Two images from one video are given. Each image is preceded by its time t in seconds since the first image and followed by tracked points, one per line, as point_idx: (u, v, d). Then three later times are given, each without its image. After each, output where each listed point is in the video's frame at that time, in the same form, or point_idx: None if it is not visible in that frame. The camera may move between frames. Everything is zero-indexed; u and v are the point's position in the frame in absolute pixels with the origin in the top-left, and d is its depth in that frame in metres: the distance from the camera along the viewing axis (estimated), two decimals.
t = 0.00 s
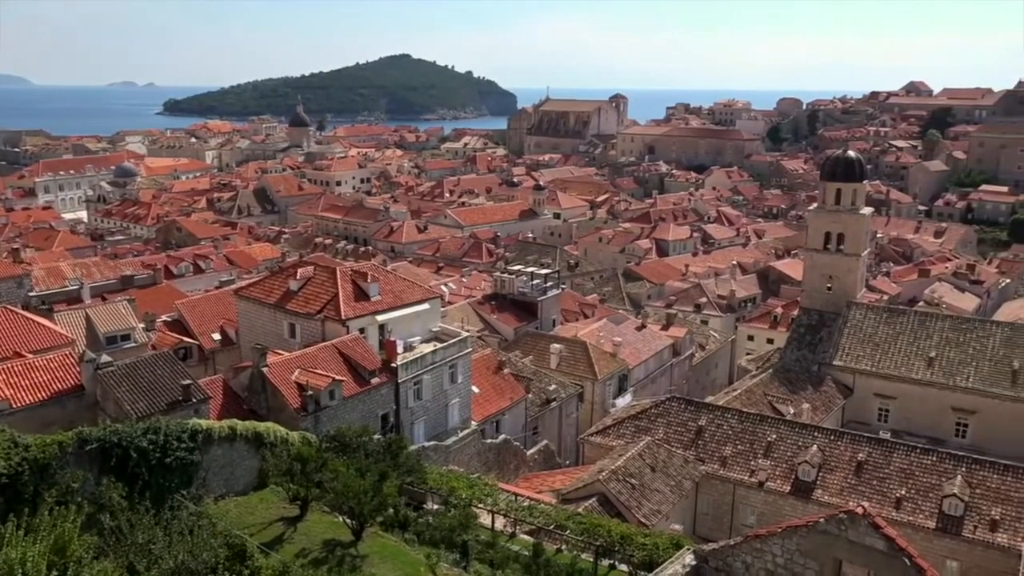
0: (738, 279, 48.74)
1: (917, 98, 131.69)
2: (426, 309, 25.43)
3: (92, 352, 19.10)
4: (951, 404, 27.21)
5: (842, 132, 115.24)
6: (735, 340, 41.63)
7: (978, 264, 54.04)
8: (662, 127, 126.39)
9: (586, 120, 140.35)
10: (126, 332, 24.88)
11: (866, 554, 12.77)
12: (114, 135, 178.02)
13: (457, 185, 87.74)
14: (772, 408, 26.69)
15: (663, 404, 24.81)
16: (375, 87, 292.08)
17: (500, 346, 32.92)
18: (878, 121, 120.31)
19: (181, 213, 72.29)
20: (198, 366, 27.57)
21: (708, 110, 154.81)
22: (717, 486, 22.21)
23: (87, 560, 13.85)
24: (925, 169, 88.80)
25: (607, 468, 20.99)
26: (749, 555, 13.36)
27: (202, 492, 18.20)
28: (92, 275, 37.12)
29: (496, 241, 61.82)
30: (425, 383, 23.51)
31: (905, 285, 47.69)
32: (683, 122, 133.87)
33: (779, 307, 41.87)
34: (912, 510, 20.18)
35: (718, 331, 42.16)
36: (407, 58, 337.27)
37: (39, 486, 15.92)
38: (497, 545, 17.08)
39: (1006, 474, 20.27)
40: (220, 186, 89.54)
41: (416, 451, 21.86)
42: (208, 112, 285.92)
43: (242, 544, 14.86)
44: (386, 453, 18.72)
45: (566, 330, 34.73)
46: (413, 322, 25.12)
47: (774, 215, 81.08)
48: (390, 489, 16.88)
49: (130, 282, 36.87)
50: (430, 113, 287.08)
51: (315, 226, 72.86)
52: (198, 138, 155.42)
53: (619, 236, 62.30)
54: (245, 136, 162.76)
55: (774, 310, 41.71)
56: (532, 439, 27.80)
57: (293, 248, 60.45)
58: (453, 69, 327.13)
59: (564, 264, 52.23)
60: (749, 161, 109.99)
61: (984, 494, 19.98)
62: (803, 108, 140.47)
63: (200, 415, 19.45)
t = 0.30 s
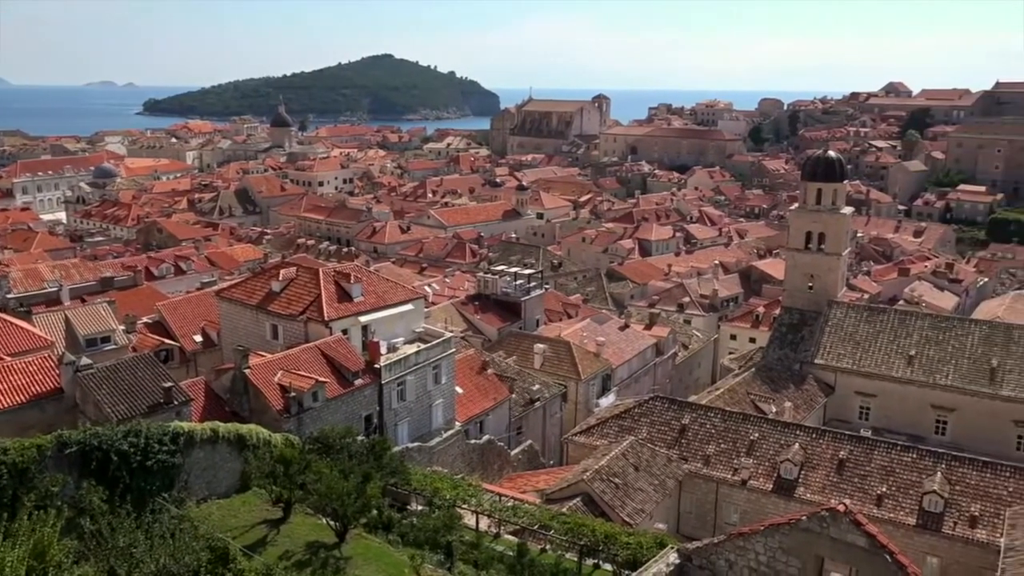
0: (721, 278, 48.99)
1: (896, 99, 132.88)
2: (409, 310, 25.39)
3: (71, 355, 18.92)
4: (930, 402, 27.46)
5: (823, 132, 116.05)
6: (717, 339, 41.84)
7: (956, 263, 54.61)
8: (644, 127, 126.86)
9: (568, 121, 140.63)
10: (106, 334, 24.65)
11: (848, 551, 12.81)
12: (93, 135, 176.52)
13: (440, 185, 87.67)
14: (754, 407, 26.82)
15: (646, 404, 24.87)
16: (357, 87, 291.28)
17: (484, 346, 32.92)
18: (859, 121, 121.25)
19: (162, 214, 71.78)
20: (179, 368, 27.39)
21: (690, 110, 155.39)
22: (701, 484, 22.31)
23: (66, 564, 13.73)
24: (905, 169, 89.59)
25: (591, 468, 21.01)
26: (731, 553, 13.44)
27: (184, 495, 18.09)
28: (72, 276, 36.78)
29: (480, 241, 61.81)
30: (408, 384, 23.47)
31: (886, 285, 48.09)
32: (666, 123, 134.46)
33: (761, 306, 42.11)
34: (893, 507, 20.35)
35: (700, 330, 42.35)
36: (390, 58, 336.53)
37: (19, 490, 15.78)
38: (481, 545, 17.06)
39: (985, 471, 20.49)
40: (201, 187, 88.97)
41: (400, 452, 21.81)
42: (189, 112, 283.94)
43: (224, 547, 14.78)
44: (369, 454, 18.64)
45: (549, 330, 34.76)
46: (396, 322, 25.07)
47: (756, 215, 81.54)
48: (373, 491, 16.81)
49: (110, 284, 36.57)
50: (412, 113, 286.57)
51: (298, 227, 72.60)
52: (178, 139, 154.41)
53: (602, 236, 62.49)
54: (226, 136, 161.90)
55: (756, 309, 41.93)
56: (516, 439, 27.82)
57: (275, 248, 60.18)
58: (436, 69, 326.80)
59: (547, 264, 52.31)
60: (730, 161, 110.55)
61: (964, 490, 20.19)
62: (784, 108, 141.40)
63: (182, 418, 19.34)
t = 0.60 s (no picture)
0: (704, 278, 49.19)
1: (876, 99, 133.94)
2: (393, 311, 25.35)
3: (51, 357, 18.70)
4: (911, 401, 27.68)
5: (804, 133, 116.79)
6: (700, 339, 42.01)
7: (936, 262, 55.13)
8: (627, 127, 127.20)
9: (552, 121, 140.81)
10: (87, 336, 24.39)
11: (829, 548, 12.90)
12: (73, 135, 174.99)
13: (423, 185, 87.56)
14: (737, 406, 26.94)
15: (630, 404, 24.91)
16: (340, 87, 290.45)
17: (467, 347, 32.90)
18: (840, 121, 122.14)
19: (143, 215, 71.25)
20: (160, 370, 27.18)
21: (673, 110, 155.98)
22: (684, 483, 22.39)
23: (46, 568, 13.63)
24: (885, 169, 90.35)
25: (575, 468, 21.03)
26: (715, 551, 13.49)
27: (166, 497, 17.96)
28: (51, 278, 36.43)
29: (463, 242, 61.79)
30: (392, 385, 23.40)
31: (867, 284, 48.47)
32: (649, 123, 134.92)
33: (744, 306, 42.33)
34: (874, 504, 20.50)
35: (684, 330, 42.49)
36: (373, 58, 335.89)
37: None
38: (466, 546, 17.01)
39: (964, 468, 20.70)
40: (183, 187, 88.36)
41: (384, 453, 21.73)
42: (170, 112, 282.05)
43: (207, 549, 14.72)
44: (353, 455, 18.54)
45: (533, 330, 34.77)
46: (380, 323, 25.01)
47: (739, 214, 81.97)
48: (358, 492, 16.76)
49: (90, 286, 36.25)
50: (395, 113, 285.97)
51: (280, 227, 72.27)
52: (159, 139, 153.27)
53: (586, 236, 62.63)
54: (208, 136, 160.93)
55: (738, 309, 42.13)
56: (500, 440, 27.82)
57: (258, 249, 59.86)
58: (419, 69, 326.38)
59: (531, 264, 52.36)
60: (713, 161, 111.06)
61: (944, 487, 20.37)
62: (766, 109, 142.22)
63: (164, 420, 19.18)
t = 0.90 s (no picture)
0: (687, 277, 49.39)
1: (857, 100, 134.97)
2: (377, 312, 25.28)
3: (30, 359, 18.52)
4: (893, 398, 27.91)
5: (787, 133, 117.48)
6: (684, 338, 42.18)
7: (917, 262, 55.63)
8: (611, 127, 127.45)
9: (536, 121, 140.98)
10: (67, 338, 24.15)
11: (813, 545, 12.99)
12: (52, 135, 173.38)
13: (407, 185, 87.41)
14: (721, 405, 27.05)
15: (615, 403, 24.96)
16: (323, 87, 289.38)
17: (452, 347, 32.88)
18: (822, 122, 122.93)
19: (124, 216, 70.73)
20: (142, 372, 27.00)
21: (656, 111, 156.56)
22: (669, 482, 22.46)
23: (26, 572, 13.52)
24: (866, 169, 91.07)
25: (560, 468, 21.05)
26: (699, 549, 13.55)
27: (148, 500, 17.84)
28: (30, 280, 36.09)
29: (447, 242, 61.76)
30: (376, 386, 23.34)
31: (849, 284, 48.82)
32: (632, 124, 135.32)
33: (728, 305, 42.54)
34: (857, 502, 20.64)
35: (668, 329, 42.65)
36: (356, 58, 335.24)
37: None
38: (451, 547, 16.98)
39: (945, 465, 20.89)
40: (164, 188, 87.75)
41: (369, 454, 21.68)
42: (151, 112, 280.09)
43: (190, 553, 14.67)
44: (337, 456, 18.47)
45: (518, 330, 34.79)
46: (364, 324, 24.94)
47: (722, 214, 82.37)
48: (342, 493, 16.71)
49: (71, 287, 35.95)
50: (379, 113, 285.33)
51: (263, 228, 71.93)
52: (140, 139, 152.11)
53: (570, 236, 62.74)
54: (190, 136, 159.92)
55: (722, 308, 42.34)
56: (485, 440, 27.81)
57: (240, 250, 59.56)
58: (402, 70, 325.88)
59: (515, 264, 52.41)
60: (696, 161, 111.52)
61: (925, 484, 20.56)
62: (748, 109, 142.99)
63: (146, 423, 19.06)
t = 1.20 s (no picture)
0: (673, 277, 49.56)
1: (841, 100, 135.81)
2: (363, 312, 25.21)
3: (13, 362, 18.40)
4: (877, 397, 28.10)
5: (771, 134, 118.08)
6: (670, 338, 42.29)
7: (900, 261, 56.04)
8: (597, 127, 127.68)
9: (522, 121, 141.08)
10: (50, 340, 23.99)
11: (799, 543, 13.05)
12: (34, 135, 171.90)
13: (393, 186, 87.28)
14: (707, 404, 27.16)
15: (601, 403, 24.98)
16: (308, 87, 288.48)
17: (438, 347, 32.85)
18: (806, 122, 123.63)
19: (107, 216, 70.27)
20: (126, 373, 26.85)
21: (642, 111, 157.01)
22: (655, 482, 22.53)
23: None
24: (850, 169, 91.69)
25: (546, 468, 21.06)
26: (686, 548, 13.59)
27: (132, 503, 17.72)
28: (12, 281, 35.83)
29: (433, 242, 61.74)
30: (362, 387, 23.28)
31: (833, 283, 49.11)
32: (618, 124, 135.66)
33: (713, 305, 42.73)
34: (841, 500, 20.77)
35: (654, 329, 42.76)
36: (342, 58, 334.58)
37: None
38: (438, 547, 16.95)
39: (928, 462, 21.05)
40: (148, 188, 87.21)
41: (355, 455, 21.62)
42: (134, 112, 278.26)
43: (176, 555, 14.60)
44: (323, 458, 18.40)
45: (504, 330, 34.79)
46: (350, 324, 24.87)
47: (707, 214, 82.70)
48: (328, 495, 16.66)
49: (53, 288, 35.69)
50: (364, 113, 284.77)
51: (248, 228, 71.63)
52: (123, 139, 151.08)
53: (556, 236, 62.81)
54: (174, 136, 159.02)
55: (708, 308, 42.50)
56: (472, 440, 27.80)
57: (225, 251, 59.30)
58: (388, 70, 325.42)
59: (501, 264, 52.43)
60: (681, 161, 111.87)
61: (909, 482, 20.70)
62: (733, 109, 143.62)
63: (130, 424, 18.93)
